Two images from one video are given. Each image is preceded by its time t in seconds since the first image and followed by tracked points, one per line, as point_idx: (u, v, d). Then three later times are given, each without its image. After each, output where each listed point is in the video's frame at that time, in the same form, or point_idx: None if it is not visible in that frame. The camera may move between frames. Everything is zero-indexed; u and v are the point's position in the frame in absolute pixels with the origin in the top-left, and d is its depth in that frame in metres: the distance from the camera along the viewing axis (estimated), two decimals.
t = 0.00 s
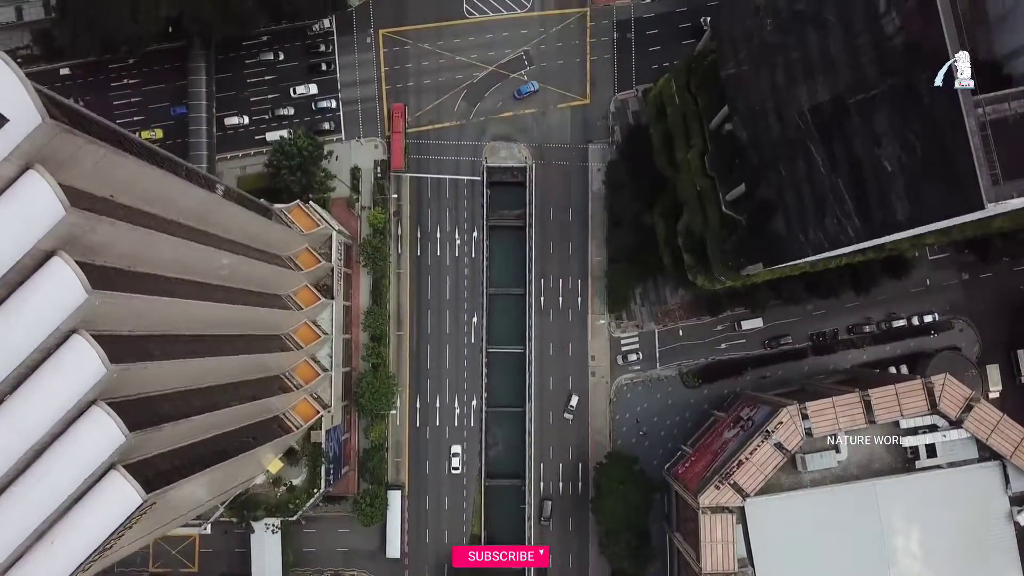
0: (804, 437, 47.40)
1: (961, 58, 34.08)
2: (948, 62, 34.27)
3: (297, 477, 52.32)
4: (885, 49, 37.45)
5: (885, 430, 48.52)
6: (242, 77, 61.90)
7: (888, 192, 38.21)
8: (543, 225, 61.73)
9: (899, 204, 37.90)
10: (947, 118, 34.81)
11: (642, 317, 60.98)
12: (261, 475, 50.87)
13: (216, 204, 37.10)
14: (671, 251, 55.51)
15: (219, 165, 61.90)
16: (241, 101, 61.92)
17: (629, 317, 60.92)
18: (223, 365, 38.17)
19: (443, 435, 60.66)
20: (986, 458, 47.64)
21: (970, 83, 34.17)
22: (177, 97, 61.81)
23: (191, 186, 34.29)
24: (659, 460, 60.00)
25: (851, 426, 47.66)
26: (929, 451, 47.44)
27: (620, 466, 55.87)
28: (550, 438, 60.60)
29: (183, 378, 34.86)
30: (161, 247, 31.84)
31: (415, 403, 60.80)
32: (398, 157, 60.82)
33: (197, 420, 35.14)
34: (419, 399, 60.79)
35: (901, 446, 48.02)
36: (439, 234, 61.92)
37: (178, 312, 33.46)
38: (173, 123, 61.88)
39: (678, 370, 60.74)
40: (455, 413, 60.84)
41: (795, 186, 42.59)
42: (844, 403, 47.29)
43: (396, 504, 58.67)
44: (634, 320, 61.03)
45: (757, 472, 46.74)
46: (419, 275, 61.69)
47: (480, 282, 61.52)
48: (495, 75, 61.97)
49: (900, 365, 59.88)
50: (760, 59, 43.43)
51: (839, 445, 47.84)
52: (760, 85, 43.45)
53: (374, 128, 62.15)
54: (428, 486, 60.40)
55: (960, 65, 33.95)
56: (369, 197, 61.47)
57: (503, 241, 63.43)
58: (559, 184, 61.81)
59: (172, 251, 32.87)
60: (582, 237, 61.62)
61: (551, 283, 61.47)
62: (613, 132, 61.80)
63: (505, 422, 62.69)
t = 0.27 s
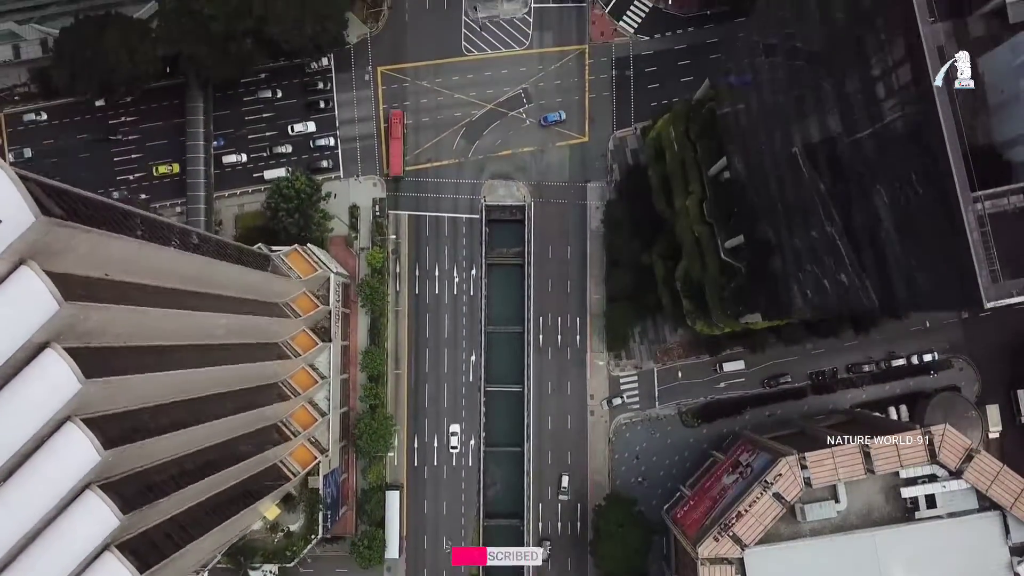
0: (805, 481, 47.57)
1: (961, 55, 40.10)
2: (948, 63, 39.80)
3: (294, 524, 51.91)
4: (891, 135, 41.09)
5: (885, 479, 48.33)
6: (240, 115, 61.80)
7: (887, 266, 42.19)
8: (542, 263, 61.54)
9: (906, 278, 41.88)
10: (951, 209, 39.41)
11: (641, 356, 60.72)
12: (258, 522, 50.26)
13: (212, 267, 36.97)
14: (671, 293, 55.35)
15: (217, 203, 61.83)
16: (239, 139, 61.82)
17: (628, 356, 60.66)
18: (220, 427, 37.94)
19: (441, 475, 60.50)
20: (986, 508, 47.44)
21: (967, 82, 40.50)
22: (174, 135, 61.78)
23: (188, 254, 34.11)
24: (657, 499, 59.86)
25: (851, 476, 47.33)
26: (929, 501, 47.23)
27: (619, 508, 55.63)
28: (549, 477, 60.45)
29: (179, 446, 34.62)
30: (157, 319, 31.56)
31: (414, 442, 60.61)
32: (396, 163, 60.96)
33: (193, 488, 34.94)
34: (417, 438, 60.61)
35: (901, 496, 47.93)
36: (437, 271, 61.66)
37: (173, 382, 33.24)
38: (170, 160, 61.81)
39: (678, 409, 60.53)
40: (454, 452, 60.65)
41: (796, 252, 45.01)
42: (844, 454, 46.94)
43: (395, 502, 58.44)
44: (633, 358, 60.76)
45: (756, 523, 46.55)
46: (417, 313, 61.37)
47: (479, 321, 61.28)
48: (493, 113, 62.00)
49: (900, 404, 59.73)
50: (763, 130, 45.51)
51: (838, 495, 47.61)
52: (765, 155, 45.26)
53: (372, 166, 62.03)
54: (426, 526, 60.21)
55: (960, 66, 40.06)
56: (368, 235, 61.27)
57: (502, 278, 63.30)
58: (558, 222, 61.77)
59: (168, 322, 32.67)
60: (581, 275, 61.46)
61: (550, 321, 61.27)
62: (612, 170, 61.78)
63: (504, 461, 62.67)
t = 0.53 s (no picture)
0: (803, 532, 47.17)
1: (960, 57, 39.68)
2: (947, 63, 39.69)
3: (292, 568, 51.99)
4: (904, 210, 38.30)
5: (885, 528, 48.13)
6: (239, 151, 61.73)
7: (918, 335, 38.21)
8: (541, 300, 61.40)
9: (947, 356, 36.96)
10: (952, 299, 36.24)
11: (640, 394, 60.45)
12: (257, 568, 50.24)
13: (209, 330, 36.91)
14: (670, 334, 55.21)
15: (215, 240, 61.69)
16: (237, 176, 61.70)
17: (627, 394, 60.43)
18: (215, 488, 37.71)
19: (440, 513, 60.42)
20: (987, 558, 47.25)
21: (967, 82, 40.06)
22: (173, 172, 61.74)
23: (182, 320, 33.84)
24: (656, 538, 59.72)
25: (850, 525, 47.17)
26: (929, 551, 47.03)
27: (619, 551, 55.38)
28: (548, 516, 60.32)
29: (174, 513, 34.34)
30: (152, 391, 31.49)
31: (412, 481, 60.42)
32: (396, 175, 60.64)
33: (188, 554, 34.70)
34: (416, 476, 60.46)
35: (901, 545, 47.57)
36: (436, 309, 61.47)
37: (167, 451, 32.98)
38: (169, 197, 61.75)
39: (677, 448, 60.35)
40: (452, 491, 60.54)
41: (793, 306, 44.83)
42: (844, 503, 46.75)
43: (394, 505, 58.59)
44: (633, 397, 60.50)
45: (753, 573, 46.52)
46: (415, 351, 61.18)
47: (477, 359, 61.21)
48: (492, 150, 61.99)
49: (899, 443, 59.79)
50: (763, 185, 45.10)
51: (838, 544, 47.44)
52: (761, 212, 45.17)
53: (370, 203, 61.92)
54: (425, 565, 60.05)
55: (960, 66, 39.67)
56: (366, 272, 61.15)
57: (501, 315, 63.24)
58: (557, 259, 61.66)
59: (163, 391, 32.43)
60: (580, 312, 61.30)
61: (549, 359, 61.13)
62: (611, 208, 61.74)
63: (503, 499, 62.47)
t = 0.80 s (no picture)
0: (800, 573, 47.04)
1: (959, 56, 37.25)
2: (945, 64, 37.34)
3: None
4: (903, 279, 37.89)
5: None
6: (237, 191, 61.57)
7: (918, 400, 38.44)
8: (540, 341, 61.24)
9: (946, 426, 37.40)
10: (953, 404, 36.73)
11: (640, 435, 60.26)
12: None
13: (200, 394, 36.93)
14: (669, 380, 55.08)
15: (212, 280, 61.49)
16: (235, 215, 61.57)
17: (627, 436, 60.27)
18: (214, 553, 37.54)
19: (439, 555, 60.42)
20: None
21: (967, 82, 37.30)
22: (171, 211, 61.62)
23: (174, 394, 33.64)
24: None
25: None
26: None
27: None
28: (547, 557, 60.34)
29: None
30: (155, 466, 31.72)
31: (411, 523, 60.31)
32: (394, 189, 60.59)
33: None
34: (415, 518, 60.36)
35: None
36: (434, 349, 61.28)
37: (165, 525, 32.82)
38: (166, 237, 61.65)
39: (677, 489, 60.19)
40: (451, 532, 60.52)
41: (788, 349, 44.31)
42: (843, 556, 47.00)
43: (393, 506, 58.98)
44: (632, 438, 60.30)
45: None
46: (413, 392, 61.02)
47: (476, 400, 60.95)
48: (491, 189, 61.84)
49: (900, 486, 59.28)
50: (758, 229, 44.21)
51: None
52: (754, 253, 44.67)
53: (369, 242, 61.77)
54: None
55: (960, 65, 37.36)
56: (365, 312, 61.03)
57: (499, 354, 63.01)
58: (556, 299, 61.48)
59: (159, 467, 32.28)
60: (579, 352, 61.11)
61: (548, 400, 60.98)
62: (610, 247, 61.59)
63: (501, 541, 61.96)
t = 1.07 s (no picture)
0: None
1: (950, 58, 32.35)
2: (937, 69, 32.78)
3: None
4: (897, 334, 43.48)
5: None
6: (235, 231, 61.42)
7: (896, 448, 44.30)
8: (539, 382, 61.04)
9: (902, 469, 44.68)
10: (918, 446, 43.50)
11: (638, 477, 60.05)
12: None
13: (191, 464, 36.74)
14: (668, 427, 54.91)
15: (211, 320, 61.35)
16: (233, 256, 61.39)
17: (626, 478, 60.05)
18: None
19: None
20: None
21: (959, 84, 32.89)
22: (168, 252, 61.39)
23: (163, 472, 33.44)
24: None
25: None
26: None
27: None
28: None
29: None
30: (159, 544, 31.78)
31: (409, 565, 60.23)
32: (393, 205, 60.63)
33: None
34: (413, 560, 60.25)
35: None
36: (433, 390, 61.08)
37: None
38: (166, 278, 61.38)
39: (676, 531, 60.01)
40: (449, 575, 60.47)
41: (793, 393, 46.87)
42: None
43: (391, 510, 59.05)
44: (631, 480, 60.09)
45: None
46: (412, 433, 60.83)
47: (474, 442, 60.72)
48: (490, 229, 61.68)
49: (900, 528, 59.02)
50: (769, 270, 46.95)
51: None
52: (763, 297, 47.07)
53: (367, 283, 61.58)
54: None
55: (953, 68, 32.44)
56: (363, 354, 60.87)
57: (497, 395, 62.73)
58: (555, 340, 61.29)
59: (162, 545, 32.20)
60: (578, 394, 60.93)
61: (547, 441, 60.78)
62: (609, 288, 61.38)
63: None
